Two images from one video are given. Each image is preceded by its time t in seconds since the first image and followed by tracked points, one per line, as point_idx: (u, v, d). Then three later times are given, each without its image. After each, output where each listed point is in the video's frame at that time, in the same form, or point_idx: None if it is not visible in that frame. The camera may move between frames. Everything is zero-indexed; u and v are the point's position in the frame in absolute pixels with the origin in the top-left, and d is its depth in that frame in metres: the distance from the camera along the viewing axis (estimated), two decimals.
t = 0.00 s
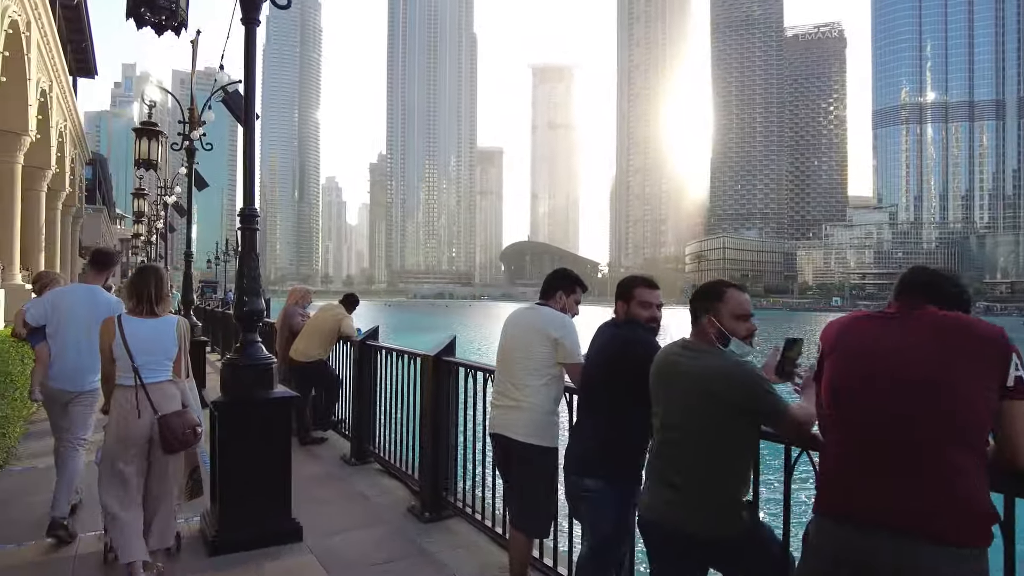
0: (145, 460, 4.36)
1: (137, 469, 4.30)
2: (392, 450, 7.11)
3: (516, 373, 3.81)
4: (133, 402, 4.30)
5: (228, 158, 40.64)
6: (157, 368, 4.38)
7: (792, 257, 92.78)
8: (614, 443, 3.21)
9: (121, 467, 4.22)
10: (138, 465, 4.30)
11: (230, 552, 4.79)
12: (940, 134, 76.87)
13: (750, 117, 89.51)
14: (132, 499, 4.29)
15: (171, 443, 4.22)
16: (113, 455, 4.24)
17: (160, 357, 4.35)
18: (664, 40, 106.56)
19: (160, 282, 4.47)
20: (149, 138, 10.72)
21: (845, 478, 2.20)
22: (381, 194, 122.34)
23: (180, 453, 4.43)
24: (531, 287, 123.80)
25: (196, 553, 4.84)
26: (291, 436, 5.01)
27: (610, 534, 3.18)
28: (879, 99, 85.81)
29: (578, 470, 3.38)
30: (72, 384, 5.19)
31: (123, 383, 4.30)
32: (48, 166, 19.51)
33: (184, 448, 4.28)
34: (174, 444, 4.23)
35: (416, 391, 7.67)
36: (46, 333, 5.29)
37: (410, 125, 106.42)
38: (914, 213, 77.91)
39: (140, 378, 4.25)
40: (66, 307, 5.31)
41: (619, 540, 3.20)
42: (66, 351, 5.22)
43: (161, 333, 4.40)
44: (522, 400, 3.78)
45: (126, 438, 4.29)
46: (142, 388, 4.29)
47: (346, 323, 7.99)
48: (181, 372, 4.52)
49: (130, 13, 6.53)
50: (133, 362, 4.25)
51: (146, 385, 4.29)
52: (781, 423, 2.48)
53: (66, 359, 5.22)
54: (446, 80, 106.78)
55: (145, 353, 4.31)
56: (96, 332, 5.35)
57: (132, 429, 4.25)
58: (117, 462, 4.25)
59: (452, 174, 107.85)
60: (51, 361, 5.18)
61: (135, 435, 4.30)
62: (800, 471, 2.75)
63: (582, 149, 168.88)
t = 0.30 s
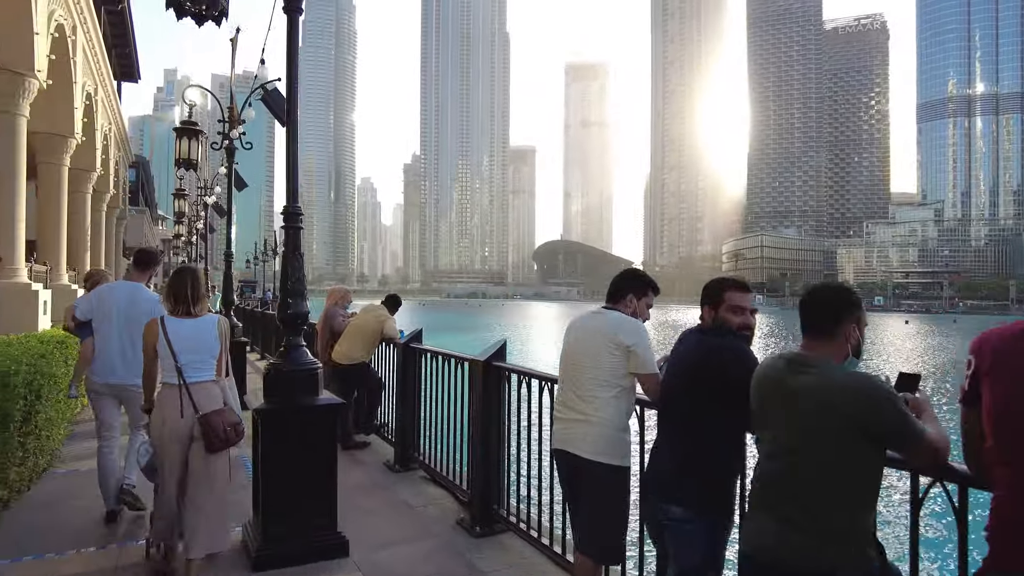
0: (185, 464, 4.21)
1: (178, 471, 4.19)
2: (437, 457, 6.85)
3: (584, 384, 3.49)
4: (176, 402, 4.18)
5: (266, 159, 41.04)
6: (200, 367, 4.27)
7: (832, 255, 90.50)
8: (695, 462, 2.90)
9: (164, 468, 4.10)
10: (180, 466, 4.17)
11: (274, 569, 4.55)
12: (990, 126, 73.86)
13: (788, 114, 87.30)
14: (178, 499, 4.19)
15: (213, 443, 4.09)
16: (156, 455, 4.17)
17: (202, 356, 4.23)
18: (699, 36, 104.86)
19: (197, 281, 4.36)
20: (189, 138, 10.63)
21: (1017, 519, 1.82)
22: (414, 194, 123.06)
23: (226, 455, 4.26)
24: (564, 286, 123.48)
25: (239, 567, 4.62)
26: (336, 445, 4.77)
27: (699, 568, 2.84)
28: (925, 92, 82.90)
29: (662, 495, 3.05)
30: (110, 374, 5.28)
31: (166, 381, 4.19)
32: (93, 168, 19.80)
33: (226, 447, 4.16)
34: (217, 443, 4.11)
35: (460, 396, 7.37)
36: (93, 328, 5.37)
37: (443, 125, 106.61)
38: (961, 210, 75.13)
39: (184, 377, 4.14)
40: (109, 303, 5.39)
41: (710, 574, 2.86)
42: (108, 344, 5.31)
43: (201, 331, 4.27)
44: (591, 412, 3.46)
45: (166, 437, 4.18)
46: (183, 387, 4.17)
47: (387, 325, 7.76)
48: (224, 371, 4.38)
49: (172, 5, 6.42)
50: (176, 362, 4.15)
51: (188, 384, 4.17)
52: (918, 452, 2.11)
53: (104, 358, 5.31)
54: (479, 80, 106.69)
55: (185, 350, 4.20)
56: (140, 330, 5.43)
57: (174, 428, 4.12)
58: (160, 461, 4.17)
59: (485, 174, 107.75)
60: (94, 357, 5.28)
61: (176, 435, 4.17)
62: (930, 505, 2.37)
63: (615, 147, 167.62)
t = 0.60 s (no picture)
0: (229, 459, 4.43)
1: (224, 469, 4.41)
2: (485, 463, 6.59)
3: (669, 388, 3.18)
4: (217, 397, 4.38)
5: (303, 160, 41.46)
6: (244, 366, 4.47)
7: (874, 255, 88.02)
8: (814, 484, 2.57)
9: (209, 460, 4.31)
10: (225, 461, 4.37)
11: None
12: None
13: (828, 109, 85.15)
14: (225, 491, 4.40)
15: (250, 442, 4.19)
16: (206, 444, 4.41)
17: (245, 355, 4.41)
18: (735, 33, 103.03)
19: (241, 282, 4.56)
20: (232, 135, 10.57)
21: None
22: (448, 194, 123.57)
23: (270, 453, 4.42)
24: (597, 287, 122.91)
25: None
26: (388, 452, 4.50)
27: None
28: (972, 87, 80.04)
29: (768, 509, 2.74)
30: (171, 378, 5.38)
31: (211, 377, 4.40)
32: (137, 169, 20.03)
33: (265, 446, 4.26)
34: (253, 442, 4.20)
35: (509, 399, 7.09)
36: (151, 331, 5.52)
37: (477, 125, 106.71)
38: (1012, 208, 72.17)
39: (226, 372, 4.34)
40: (165, 305, 5.50)
41: None
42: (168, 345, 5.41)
43: (247, 331, 4.47)
44: (680, 419, 3.13)
45: (209, 431, 4.39)
46: (224, 383, 4.39)
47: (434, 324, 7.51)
48: (266, 369, 4.59)
49: None
50: (220, 359, 4.34)
51: (230, 381, 4.37)
52: None
53: (167, 361, 5.43)
54: (512, 81, 106.50)
55: (230, 352, 4.39)
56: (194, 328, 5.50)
57: (215, 424, 4.33)
58: (205, 453, 4.39)
59: (518, 174, 107.47)
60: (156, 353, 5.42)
61: (217, 430, 4.38)
62: None
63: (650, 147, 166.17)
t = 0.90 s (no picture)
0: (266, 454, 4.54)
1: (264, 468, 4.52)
2: (522, 474, 6.29)
3: (745, 405, 2.87)
4: (249, 398, 4.49)
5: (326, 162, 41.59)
6: (277, 366, 4.60)
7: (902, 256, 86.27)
8: (935, 522, 2.24)
9: (241, 459, 4.39)
10: (261, 461, 4.48)
11: None
12: None
13: (852, 105, 83.87)
14: (258, 493, 4.44)
15: (282, 438, 4.35)
16: (235, 443, 4.47)
17: (276, 357, 4.54)
18: (759, 30, 101.55)
19: (277, 283, 4.62)
20: (258, 134, 10.42)
21: None
22: (468, 195, 123.46)
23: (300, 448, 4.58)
24: (617, 288, 122.28)
25: None
26: (425, 465, 4.21)
27: None
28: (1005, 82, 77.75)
29: (865, 537, 2.41)
30: (212, 374, 6.01)
31: (245, 378, 4.50)
32: (163, 170, 20.07)
33: (296, 445, 4.40)
34: (286, 439, 4.35)
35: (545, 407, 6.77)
36: (193, 328, 6.18)
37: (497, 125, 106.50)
38: None
39: (258, 374, 4.45)
40: (209, 302, 6.12)
41: None
42: (210, 336, 6.07)
43: (276, 332, 4.58)
44: (756, 436, 2.82)
45: (245, 432, 4.48)
46: (257, 383, 4.49)
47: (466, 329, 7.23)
48: (299, 370, 4.73)
49: None
50: (253, 361, 4.45)
51: (263, 381, 4.48)
52: None
53: (211, 358, 6.11)
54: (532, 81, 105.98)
55: (263, 354, 4.51)
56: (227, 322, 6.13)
57: (249, 422, 4.43)
58: (236, 453, 4.45)
59: (539, 175, 107.00)
60: (199, 355, 6.06)
61: (251, 428, 4.48)
62: None
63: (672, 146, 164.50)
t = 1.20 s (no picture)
0: (288, 447, 4.63)
1: (287, 457, 4.62)
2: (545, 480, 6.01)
3: (815, 406, 2.57)
4: (276, 392, 4.55)
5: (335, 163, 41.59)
6: (301, 359, 4.64)
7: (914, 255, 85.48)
8: None
9: (269, 451, 4.47)
10: (285, 449, 4.58)
11: None
12: None
13: (864, 103, 83.03)
14: (279, 487, 4.57)
15: (310, 430, 4.41)
16: (262, 435, 4.56)
17: (302, 349, 4.59)
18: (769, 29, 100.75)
19: (298, 287, 4.76)
20: (269, 130, 10.17)
21: None
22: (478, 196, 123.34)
23: (323, 438, 4.66)
24: (627, 288, 121.87)
25: None
26: (449, 473, 3.93)
27: None
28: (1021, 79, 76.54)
29: (965, 551, 2.19)
30: (229, 373, 5.94)
31: (271, 373, 4.58)
32: (173, 170, 19.88)
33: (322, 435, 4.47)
34: (312, 429, 4.42)
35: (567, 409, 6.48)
36: (211, 330, 6.08)
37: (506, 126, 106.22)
38: None
39: (284, 368, 4.53)
40: (225, 303, 6.08)
41: None
42: (228, 342, 5.97)
43: (303, 325, 4.65)
44: (829, 434, 2.52)
45: (269, 425, 4.55)
46: (284, 377, 4.56)
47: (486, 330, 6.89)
48: (324, 364, 4.75)
49: None
50: (279, 354, 4.53)
51: (289, 374, 4.54)
52: None
53: (227, 360, 5.99)
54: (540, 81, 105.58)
55: (288, 347, 4.58)
56: (251, 319, 6.11)
57: (273, 416, 4.46)
58: (264, 443, 4.57)
59: (548, 175, 106.61)
60: (216, 353, 5.97)
61: (276, 423, 4.57)
62: None
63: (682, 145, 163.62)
